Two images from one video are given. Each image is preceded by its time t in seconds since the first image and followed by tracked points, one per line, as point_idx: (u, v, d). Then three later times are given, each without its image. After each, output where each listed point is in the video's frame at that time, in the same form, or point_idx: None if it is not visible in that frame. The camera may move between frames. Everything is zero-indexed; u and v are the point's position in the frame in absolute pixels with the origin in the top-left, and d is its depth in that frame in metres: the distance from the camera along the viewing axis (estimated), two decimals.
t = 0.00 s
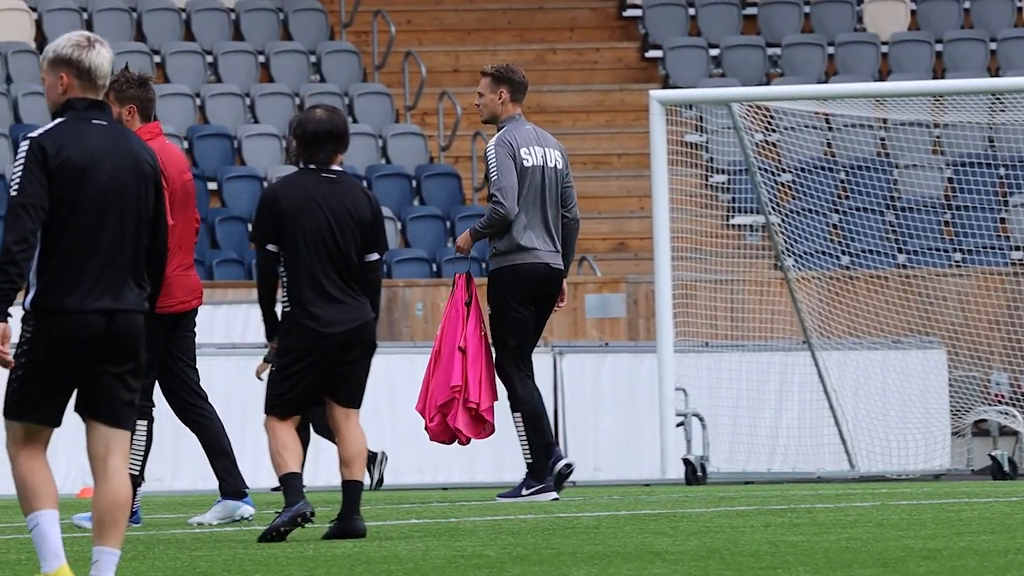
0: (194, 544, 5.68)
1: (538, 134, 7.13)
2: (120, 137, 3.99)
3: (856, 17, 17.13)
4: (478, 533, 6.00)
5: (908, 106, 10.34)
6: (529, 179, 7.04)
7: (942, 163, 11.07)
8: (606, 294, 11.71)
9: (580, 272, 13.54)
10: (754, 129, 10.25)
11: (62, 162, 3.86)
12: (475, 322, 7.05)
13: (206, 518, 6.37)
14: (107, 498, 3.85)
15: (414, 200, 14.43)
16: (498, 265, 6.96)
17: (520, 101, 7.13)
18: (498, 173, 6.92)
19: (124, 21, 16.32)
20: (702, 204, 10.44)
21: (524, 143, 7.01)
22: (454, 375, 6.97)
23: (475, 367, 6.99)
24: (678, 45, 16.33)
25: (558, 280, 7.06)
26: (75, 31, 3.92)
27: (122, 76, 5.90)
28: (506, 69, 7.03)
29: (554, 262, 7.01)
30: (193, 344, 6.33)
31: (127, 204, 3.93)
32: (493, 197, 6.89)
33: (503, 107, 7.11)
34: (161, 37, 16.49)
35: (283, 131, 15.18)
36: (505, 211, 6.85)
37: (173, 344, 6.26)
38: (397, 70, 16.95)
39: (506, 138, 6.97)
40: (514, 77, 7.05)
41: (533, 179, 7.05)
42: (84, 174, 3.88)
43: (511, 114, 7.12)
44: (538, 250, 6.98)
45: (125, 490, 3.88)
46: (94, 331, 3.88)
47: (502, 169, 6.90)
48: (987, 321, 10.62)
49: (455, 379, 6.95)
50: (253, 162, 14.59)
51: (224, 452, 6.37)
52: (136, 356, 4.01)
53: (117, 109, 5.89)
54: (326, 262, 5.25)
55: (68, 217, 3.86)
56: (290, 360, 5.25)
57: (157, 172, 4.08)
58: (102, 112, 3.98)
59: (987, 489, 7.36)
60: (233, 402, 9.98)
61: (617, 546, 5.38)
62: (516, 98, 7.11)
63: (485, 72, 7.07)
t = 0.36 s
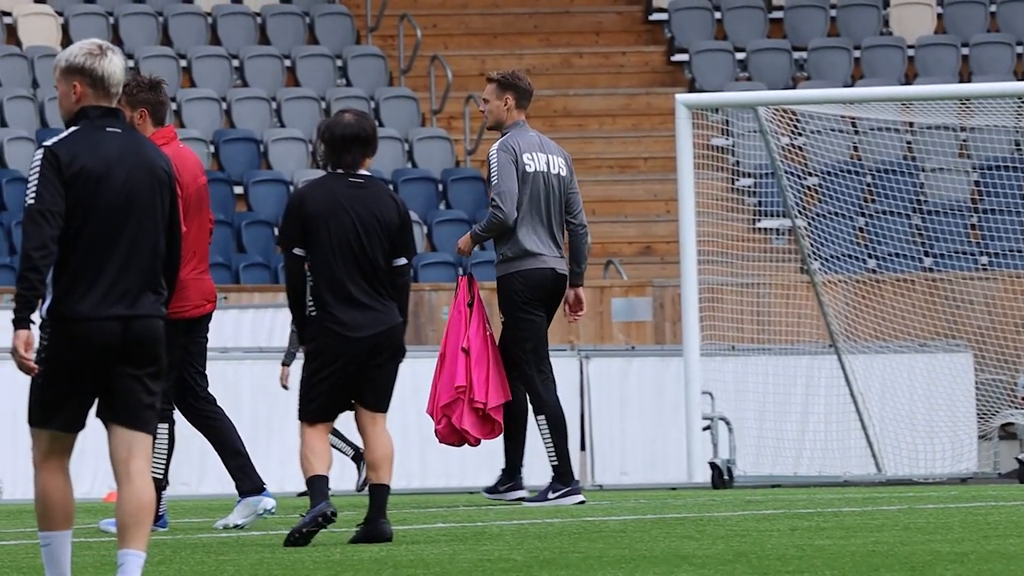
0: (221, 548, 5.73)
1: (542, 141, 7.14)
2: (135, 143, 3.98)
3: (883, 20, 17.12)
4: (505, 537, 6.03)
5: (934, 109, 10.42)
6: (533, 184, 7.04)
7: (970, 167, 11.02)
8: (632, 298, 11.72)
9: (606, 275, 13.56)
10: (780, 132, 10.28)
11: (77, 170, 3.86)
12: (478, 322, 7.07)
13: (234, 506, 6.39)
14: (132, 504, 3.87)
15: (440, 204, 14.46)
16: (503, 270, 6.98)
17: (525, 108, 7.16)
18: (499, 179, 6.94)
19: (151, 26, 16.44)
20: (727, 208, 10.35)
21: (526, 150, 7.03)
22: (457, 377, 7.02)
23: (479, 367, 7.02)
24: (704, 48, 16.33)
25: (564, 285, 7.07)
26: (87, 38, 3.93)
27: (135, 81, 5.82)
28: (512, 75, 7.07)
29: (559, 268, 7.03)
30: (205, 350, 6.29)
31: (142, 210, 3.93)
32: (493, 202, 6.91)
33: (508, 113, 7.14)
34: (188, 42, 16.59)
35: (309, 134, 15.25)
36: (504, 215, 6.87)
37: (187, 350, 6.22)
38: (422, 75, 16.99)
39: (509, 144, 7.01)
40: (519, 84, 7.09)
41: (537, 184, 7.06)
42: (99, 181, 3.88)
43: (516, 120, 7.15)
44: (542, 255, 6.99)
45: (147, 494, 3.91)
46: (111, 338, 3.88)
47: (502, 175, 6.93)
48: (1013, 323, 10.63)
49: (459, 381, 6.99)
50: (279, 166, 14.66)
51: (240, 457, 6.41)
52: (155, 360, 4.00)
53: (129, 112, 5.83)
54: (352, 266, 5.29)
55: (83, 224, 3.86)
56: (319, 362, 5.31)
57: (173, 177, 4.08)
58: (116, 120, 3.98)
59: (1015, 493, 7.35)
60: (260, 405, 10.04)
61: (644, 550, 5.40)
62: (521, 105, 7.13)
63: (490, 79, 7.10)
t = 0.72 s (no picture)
0: (242, 549, 5.77)
1: (542, 151, 7.14)
2: (145, 148, 4.01)
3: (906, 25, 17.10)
4: (526, 540, 6.07)
5: (958, 113, 10.30)
6: (532, 194, 7.04)
7: (994, 171, 11.07)
8: (654, 301, 11.74)
9: (628, 278, 13.59)
10: (803, 136, 10.26)
11: (85, 178, 3.87)
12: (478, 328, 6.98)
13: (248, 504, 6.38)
14: (150, 506, 3.89)
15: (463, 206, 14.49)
16: (503, 280, 7.00)
17: (526, 119, 7.18)
18: (497, 187, 6.94)
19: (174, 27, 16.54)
20: (748, 212, 10.39)
21: (526, 159, 7.03)
22: (456, 383, 6.89)
23: (479, 373, 6.92)
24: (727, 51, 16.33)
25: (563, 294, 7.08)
26: (94, 45, 3.95)
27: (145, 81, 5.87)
28: (515, 86, 7.09)
29: (559, 278, 7.04)
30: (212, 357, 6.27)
31: (152, 214, 3.95)
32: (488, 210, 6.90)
33: (509, 124, 7.15)
34: (211, 43, 16.67)
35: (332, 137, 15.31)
36: (500, 223, 6.86)
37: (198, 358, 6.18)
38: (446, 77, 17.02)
39: (509, 153, 7.01)
40: (521, 95, 7.10)
41: (536, 194, 7.05)
42: (109, 187, 3.90)
43: (517, 131, 7.16)
44: (541, 265, 7.01)
45: (164, 494, 3.91)
46: (121, 343, 3.89)
47: (500, 183, 6.92)
48: None
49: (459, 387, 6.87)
50: (302, 168, 14.73)
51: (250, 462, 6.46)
52: (169, 363, 4.01)
53: (140, 113, 5.90)
54: (374, 268, 5.32)
55: (95, 229, 3.89)
56: (343, 361, 5.34)
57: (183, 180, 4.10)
58: (125, 125, 4.00)
59: None
60: (282, 408, 10.09)
61: (665, 554, 5.42)
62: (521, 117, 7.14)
63: (492, 88, 7.11)
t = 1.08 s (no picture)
0: (265, 551, 5.82)
1: (542, 160, 7.16)
2: (149, 153, 4.03)
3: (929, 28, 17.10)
4: (548, 542, 6.10)
5: (982, 117, 10.31)
6: (531, 202, 7.08)
7: (1017, 173, 10.96)
8: (677, 303, 11.77)
9: (651, 281, 13.61)
10: (826, 139, 10.25)
11: (90, 186, 3.90)
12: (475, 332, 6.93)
13: (256, 502, 6.41)
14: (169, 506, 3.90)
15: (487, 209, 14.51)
16: (502, 288, 7.04)
17: (526, 127, 7.17)
18: (497, 195, 6.96)
19: (197, 29, 16.64)
20: (774, 212, 10.46)
21: (526, 167, 7.05)
22: (454, 390, 6.83)
23: (478, 379, 6.85)
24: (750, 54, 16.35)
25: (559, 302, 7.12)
26: (99, 53, 4.00)
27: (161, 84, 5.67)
28: (515, 95, 7.08)
29: (557, 287, 7.08)
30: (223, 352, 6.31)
31: (159, 219, 3.98)
32: (489, 217, 6.92)
33: (509, 132, 7.15)
34: (235, 45, 16.76)
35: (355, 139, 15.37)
36: (501, 231, 6.89)
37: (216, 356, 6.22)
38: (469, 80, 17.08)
39: (508, 161, 7.03)
40: (522, 103, 7.10)
41: (535, 203, 7.09)
42: (114, 195, 3.93)
43: (517, 139, 7.16)
44: (540, 274, 7.04)
45: (181, 492, 3.94)
46: (130, 348, 3.92)
47: (500, 191, 6.95)
48: None
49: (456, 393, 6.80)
50: (326, 170, 14.78)
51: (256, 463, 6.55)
52: (179, 368, 4.02)
53: (156, 116, 5.75)
54: (397, 269, 5.36)
55: (103, 236, 3.92)
56: (368, 363, 5.38)
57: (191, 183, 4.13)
58: (130, 131, 4.02)
59: None
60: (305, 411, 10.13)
61: (688, 557, 5.45)
62: (522, 125, 7.14)
63: (493, 96, 7.11)
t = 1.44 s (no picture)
0: (292, 551, 5.88)
1: (545, 159, 7.19)
2: (155, 151, 4.10)
3: (956, 29, 17.09)
4: (575, 542, 6.15)
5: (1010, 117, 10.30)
6: (534, 201, 7.12)
7: None
8: (704, 304, 11.79)
9: (677, 282, 13.65)
10: (853, 140, 10.26)
11: (95, 190, 3.98)
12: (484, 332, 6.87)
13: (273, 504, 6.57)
14: (192, 497, 4.03)
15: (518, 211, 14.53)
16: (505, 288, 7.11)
17: (530, 125, 7.16)
18: (501, 193, 6.99)
19: (224, 30, 16.74)
20: (800, 213, 10.55)
21: (529, 166, 7.09)
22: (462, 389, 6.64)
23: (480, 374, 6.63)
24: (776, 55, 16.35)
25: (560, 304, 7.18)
26: (103, 55, 4.09)
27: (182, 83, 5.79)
28: (518, 94, 7.07)
29: (558, 287, 7.14)
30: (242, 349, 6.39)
31: (167, 219, 4.05)
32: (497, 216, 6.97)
33: (512, 131, 7.16)
34: (262, 45, 16.85)
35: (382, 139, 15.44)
36: (509, 229, 6.96)
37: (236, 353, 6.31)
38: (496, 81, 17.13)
39: (512, 159, 7.07)
40: (525, 102, 7.09)
41: (537, 202, 7.13)
42: (119, 199, 3.99)
43: (519, 139, 7.17)
44: (542, 274, 7.10)
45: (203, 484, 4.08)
46: (143, 350, 4.01)
47: (504, 189, 6.98)
48: None
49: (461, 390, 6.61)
50: (352, 170, 14.85)
51: (266, 461, 6.69)
52: (194, 369, 4.09)
53: (177, 116, 5.86)
54: (424, 267, 5.41)
55: (112, 241, 4.00)
56: (395, 367, 5.43)
57: (202, 181, 4.20)
58: (136, 130, 4.08)
59: None
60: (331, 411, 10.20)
61: (715, 557, 5.48)
62: (526, 124, 7.14)
63: (496, 95, 7.11)
